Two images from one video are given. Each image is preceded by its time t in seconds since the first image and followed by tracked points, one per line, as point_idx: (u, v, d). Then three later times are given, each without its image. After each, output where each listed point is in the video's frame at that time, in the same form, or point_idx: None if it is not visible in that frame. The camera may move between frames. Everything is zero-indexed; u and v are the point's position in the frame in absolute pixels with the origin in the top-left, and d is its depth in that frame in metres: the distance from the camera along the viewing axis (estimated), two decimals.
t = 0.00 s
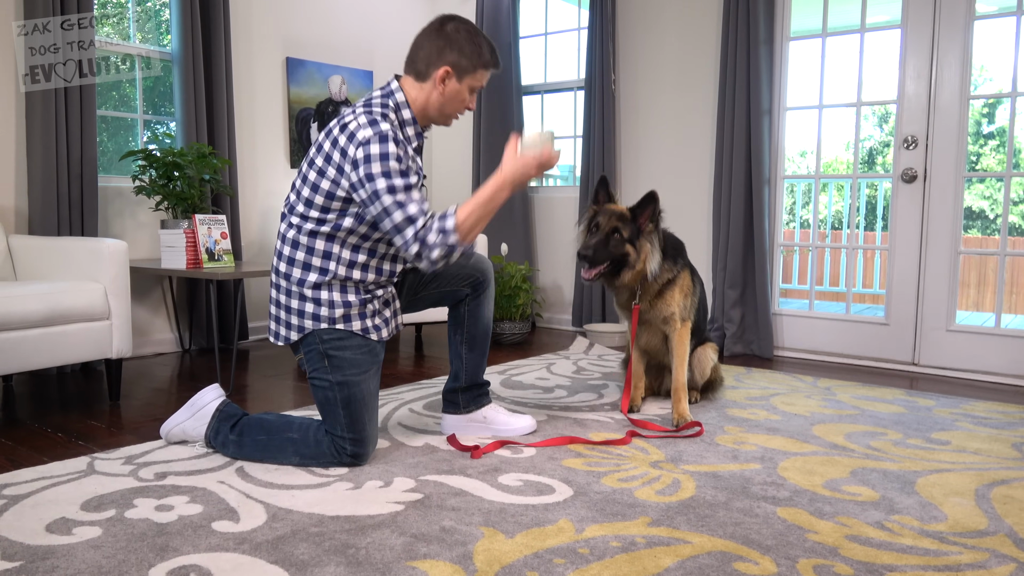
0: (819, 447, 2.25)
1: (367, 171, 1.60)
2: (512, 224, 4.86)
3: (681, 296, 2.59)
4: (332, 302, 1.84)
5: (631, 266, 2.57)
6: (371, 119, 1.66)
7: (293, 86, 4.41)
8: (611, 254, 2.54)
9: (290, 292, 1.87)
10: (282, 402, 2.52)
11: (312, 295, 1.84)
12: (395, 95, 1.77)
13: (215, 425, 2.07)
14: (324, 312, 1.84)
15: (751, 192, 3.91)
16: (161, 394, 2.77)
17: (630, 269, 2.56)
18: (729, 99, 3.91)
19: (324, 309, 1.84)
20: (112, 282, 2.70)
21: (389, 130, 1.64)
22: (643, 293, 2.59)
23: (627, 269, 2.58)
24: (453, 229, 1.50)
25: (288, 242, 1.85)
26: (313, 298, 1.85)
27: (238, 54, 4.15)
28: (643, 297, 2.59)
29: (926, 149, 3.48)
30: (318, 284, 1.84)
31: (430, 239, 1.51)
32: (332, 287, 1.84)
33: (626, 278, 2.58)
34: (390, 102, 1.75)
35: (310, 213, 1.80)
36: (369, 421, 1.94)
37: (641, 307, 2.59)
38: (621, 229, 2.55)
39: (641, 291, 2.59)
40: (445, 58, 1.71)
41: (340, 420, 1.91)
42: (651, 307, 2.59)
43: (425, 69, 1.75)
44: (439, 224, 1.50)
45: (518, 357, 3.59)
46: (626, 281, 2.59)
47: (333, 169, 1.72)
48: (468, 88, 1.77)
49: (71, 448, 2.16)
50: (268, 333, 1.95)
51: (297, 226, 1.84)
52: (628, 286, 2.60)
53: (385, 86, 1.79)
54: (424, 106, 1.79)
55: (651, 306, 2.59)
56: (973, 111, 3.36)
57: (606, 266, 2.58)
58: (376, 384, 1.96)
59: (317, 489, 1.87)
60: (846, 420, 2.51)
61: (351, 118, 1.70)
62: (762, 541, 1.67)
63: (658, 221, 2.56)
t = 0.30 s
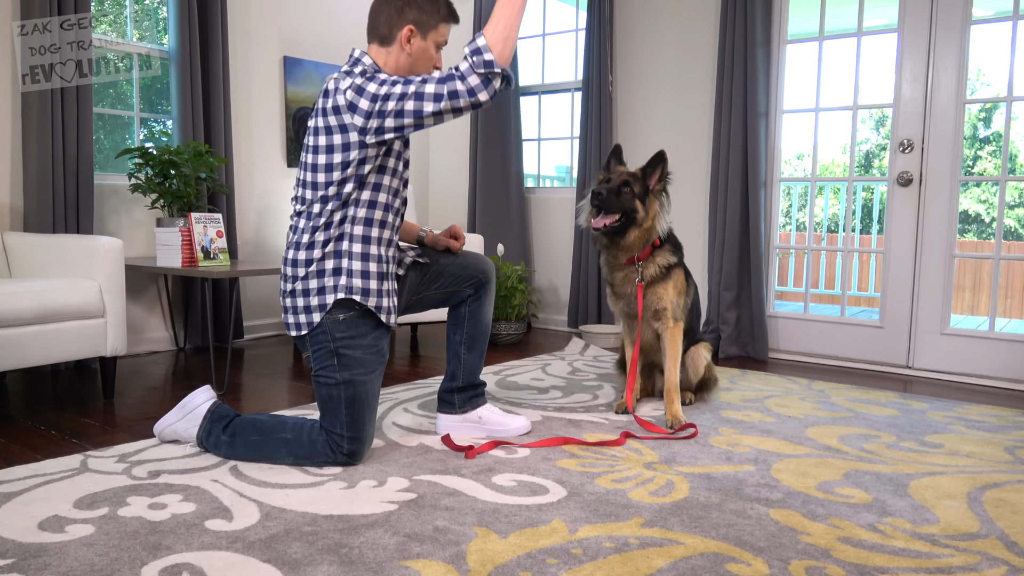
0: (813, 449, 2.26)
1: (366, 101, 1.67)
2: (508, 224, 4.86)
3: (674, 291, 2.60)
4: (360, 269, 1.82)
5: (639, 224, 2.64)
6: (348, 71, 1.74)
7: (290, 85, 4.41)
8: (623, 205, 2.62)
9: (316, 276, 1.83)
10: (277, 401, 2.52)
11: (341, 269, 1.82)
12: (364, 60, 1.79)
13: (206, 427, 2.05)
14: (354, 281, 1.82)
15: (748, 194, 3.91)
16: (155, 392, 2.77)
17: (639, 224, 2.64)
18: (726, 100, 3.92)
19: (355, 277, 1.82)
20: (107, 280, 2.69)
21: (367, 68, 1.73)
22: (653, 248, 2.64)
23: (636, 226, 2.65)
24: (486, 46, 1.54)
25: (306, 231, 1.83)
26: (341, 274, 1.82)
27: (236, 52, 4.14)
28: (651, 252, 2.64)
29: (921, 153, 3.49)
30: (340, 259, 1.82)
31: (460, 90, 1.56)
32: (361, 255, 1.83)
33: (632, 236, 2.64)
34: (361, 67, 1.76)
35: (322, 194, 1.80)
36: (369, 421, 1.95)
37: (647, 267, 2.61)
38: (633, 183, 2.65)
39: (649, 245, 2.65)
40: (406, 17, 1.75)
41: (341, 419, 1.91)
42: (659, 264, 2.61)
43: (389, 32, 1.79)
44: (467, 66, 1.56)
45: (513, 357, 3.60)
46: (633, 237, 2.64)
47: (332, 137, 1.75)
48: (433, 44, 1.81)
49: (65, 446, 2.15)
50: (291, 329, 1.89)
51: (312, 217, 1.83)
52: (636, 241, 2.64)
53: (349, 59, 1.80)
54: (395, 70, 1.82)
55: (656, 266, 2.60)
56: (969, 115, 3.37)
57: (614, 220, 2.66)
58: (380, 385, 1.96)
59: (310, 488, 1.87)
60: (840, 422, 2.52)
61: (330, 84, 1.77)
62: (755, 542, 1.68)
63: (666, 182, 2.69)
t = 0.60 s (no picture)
0: (802, 452, 2.27)
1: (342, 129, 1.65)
2: (501, 225, 4.87)
3: (665, 291, 2.59)
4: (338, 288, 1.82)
5: (638, 218, 2.66)
6: (336, 83, 1.71)
7: (283, 85, 4.40)
8: (622, 201, 2.64)
9: (294, 289, 1.84)
10: (267, 401, 2.52)
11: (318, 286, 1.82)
12: (353, 63, 1.81)
13: (195, 428, 2.04)
14: (329, 301, 1.82)
15: (739, 198, 3.92)
16: (145, 392, 2.75)
17: (638, 218, 2.66)
18: (719, 104, 3.93)
19: (331, 298, 1.82)
20: (97, 279, 2.68)
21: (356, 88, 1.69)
22: (652, 240, 2.67)
23: (634, 221, 2.67)
24: (451, 187, 1.58)
25: (286, 239, 1.84)
26: (318, 292, 1.83)
27: (229, 50, 4.13)
28: (649, 243, 2.66)
29: (912, 158, 3.51)
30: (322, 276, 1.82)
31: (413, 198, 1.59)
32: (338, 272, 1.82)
33: (630, 228, 2.67)
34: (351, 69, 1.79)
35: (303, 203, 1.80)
36: (359, 422, 1.94)
37: (642, 258, 2.62)
38: (635, 179, 2.66)
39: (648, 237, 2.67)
40: (390, 13, 1.77)
41: (331, 419, 1.90)
42: (657, 255, 2.62)
43: (373, 30, 1.81)
44: (428, 176, 1.61)
45: (505, 358, 3.60)
46: (632, 229, 2.67)
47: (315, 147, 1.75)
48: (419, 39, 1.83)
49: (53, 445, 2.14)
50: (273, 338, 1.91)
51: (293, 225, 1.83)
52: (634, 233, 2.67)
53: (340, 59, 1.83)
54: (381, 68, 1.84)
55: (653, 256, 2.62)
56: (961, 120, 3.39)
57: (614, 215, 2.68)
58: (369, 385, 1.96)
59: (300, 489, 1.87)
60: (830, 425, 2.53)
61: (318, 91, 1.75)
62: (744, 544, 1.69)
63: (669, 178, 2.70)
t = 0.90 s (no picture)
0: (790, 452, 2.28)
1: (330, 147, 1.68)
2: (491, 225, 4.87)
3: (655, 292, 2.61)
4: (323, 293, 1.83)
5: (625, 237, 2.64)
6: (333, 94, 1.73)
7: (274, 84, 4.39)
8: (609, 227, 2.62)
9: (281, 291, 1.85)
10: (255, 402, 2.51)
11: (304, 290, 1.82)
12: (354, 69, 1.82)
13: (182, 428, 2.03)
14: (315, 306, 1.82)
15: (729, 199, 3.94)
16: (132, 392, 2.74)
17: (625, 236, 2.64)
18: (709, 106, 3.95)
19: (317, 302, 1.83)
20: (84, 278, 2.66)
21: (351, 107, 1.71)
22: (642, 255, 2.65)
23: (621, 239, 2.65)
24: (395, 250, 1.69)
25: (274, 239, 1.84)
26: (304, 295, 1.83)
27: (218, 49, 4.11)
28: (639, 259, 2.64)
29: (900, 160, 3.53)
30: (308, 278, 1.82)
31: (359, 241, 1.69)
32: (323, 277, 1.82)
33: (620, 246, 2.64)
34: (349, 77, 1.80)
35: (293, 206, 1.81)
36: (346, 421, 1.94)
37: (631, 266, 2.62)
38: (620, 200, 2.64)
39: (637, 254, 2.65)
40: (392, 20, 1.78)
41: (318, 418, 1.90)
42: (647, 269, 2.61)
43: (374, 36, 1.81)
44: (378, 229, 1.69)
45: (494, 359, 3.60)
46: (621, 247, 2.64)
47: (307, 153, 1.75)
48: (420, 47, 1.84)
49: (38, 446, 2.13)
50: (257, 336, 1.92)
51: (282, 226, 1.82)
52: (624, 251, 2.64)
53: (341, 65, 1.83)
54: (382, 74, 1.84)
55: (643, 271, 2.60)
56: (951, 123, 3.41)
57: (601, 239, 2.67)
58: (358, 384, 1.96)
59: (287, 489, 1.86)
60: (818, 426, 2.54)
61: (315, 97, 1.75)
62: (731, 544, 1.69)
63: (654, 195, 2.68)
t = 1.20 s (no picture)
0: (773, 439, 2.29)
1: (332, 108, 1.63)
2: (477, 214, 4.87)
3: (641, 281, 2.62)
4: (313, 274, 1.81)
5: (607, 224, 2.64)
6: (313, 68, 1.71)
7: (258, 72, 4.36)
8: (590, 210, 2.61)
9: (270, 275, 1.83)
10: (239, 391, 2.50)
11: (294, 273, 1.81)
12: (328, 50, 1.80)
13: (165, 416, 2.02)
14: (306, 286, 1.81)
15: (715, 189, 3.95)
16: (115, 381, 2.73)
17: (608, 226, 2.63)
18: (695, 96, 3.95)
19: (307, 281, 1.81)
20: (65, 266, 2.65)
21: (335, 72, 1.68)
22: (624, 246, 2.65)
23: (604, 227, 2.64)
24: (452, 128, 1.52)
25: (261, 224, 1.83)
26: (295, 276, 1.82)
27: (202, 37, 4.08)
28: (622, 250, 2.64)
29: (884, 150, 3.55)
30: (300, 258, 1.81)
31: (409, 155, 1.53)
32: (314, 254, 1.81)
33: (602, 236, 2.64)
34: (322, 57, 1.78)
35: (279, 187, 1.80)
36: (332, 409, 1.94)
37: (616, 258, 2.62)
38: (600, 185, 2.63)
39: (621, 244, 2.65)
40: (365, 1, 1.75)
41: (303, 406, 1.90)
42: (631, 260, 2.62)
43: (348, 17, 1.79)
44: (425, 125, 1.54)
45: (480, 348, 3.60)
46: (603, 238, 2.64)
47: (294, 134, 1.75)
48: (395, 27, 1.81)
49: (19, 435, 2.11)
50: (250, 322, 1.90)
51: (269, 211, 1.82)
52: (607, 242, 2.64)
53: (317, 45, 1.82)
54: (357, 54, 1.83)
55: (626, 263, 2.61)
56: (936, 115, 3.43)
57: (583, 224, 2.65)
58: (344, 373, 1.95)
59: (271, 477, 1.86)
60: (801, 413, 2.56)
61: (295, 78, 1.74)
62: (713, 529, 1.71)
63: (635, 180, 2.68)
